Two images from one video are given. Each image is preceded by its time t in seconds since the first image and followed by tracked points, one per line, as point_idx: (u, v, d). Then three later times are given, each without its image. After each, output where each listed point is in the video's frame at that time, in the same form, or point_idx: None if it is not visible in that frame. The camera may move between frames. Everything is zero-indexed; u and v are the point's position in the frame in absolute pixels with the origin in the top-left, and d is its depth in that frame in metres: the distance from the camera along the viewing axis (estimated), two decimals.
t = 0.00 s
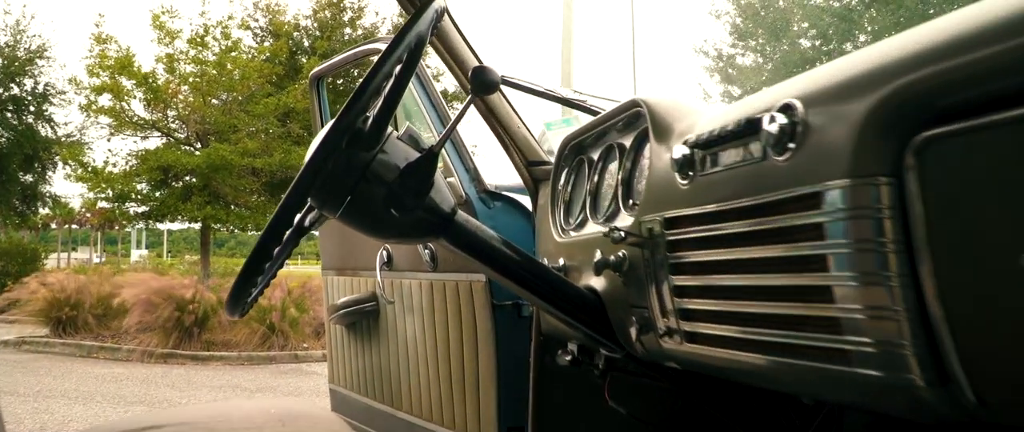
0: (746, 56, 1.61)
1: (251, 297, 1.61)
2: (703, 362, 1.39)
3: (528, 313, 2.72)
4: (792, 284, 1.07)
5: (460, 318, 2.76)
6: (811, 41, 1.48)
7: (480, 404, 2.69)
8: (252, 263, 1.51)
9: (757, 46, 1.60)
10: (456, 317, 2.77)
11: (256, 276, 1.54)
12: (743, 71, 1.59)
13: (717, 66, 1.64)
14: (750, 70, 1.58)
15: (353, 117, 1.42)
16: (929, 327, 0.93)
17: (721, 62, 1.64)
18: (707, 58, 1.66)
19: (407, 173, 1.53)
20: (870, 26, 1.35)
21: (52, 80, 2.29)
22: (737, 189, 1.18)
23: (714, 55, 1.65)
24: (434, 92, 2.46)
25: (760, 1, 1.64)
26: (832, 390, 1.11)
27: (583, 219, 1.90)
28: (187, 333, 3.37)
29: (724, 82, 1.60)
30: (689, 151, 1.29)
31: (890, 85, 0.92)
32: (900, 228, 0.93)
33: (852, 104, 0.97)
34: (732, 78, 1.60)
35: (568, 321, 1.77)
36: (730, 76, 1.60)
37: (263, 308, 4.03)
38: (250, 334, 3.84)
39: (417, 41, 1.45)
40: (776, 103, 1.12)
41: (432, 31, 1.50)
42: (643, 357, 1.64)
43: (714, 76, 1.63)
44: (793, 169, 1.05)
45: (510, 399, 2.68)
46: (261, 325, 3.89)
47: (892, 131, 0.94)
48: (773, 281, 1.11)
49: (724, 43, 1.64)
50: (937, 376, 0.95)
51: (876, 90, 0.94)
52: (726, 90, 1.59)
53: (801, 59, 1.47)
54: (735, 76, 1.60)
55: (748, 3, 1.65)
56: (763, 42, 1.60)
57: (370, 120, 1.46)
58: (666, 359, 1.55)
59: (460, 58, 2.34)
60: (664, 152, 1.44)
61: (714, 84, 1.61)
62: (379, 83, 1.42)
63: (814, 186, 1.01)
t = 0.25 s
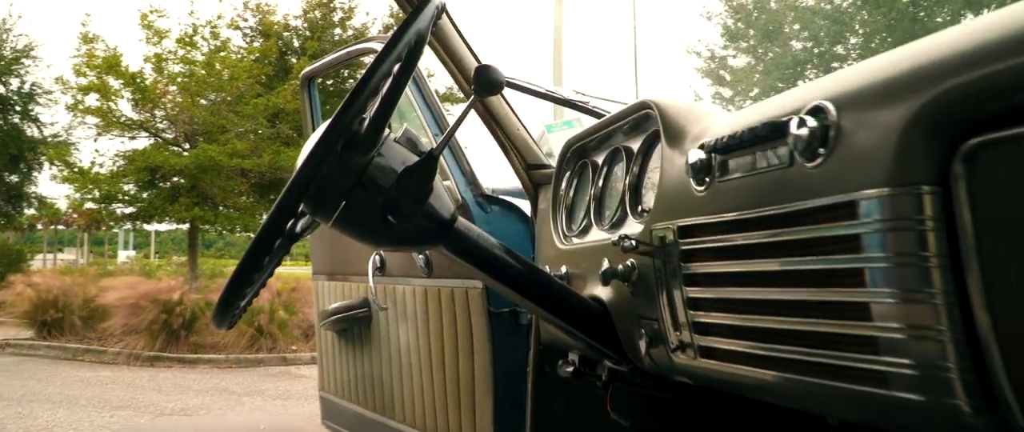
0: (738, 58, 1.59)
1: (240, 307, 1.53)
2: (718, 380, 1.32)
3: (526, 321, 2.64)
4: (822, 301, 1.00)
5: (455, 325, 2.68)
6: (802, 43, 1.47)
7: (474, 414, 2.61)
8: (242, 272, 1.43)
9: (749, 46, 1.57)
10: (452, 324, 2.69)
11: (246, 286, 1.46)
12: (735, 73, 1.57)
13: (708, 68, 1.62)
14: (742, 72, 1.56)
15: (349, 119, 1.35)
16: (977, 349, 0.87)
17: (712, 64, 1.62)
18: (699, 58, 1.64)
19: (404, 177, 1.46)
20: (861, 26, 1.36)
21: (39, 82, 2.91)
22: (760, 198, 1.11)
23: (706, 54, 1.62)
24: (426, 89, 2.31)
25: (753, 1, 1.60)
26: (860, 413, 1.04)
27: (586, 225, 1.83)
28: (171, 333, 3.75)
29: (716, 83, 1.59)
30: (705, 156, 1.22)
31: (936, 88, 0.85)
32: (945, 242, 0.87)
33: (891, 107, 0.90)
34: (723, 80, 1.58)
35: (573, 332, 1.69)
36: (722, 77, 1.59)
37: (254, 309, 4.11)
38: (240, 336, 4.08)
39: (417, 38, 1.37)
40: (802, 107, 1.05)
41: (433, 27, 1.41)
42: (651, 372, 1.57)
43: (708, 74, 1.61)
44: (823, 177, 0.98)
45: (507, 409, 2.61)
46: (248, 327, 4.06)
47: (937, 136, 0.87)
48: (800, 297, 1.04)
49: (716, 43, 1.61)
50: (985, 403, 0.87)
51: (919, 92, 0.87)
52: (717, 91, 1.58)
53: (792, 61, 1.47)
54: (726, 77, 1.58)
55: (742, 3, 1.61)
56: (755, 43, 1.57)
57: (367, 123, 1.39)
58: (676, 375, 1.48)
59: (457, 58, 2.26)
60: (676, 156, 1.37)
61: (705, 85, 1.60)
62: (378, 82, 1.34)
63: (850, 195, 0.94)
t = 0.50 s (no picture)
0: (722, 60, 1.54)
1: (221, 318, 1.45)
2: (722, 394, 1.26)
3: (515, 328, 2.57)
4: (843, 315, 0.95)
5: (441, 332, 2.61)
6: (787, 46, 1.41)
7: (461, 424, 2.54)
8: (224, 280, 1.35)
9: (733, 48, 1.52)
10: (439, 331, 2.62)
11: (228, 295, 1.38)
12: (719, 76, 1.53)
13: (692, 70, 1.57)
14: (727, 74, 1.52)
15: (336, 119, 1.27)
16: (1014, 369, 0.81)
17: (697, 65, 1.57)
18: (684, 59, 1.59)
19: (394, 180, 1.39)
20: (845, 29, 1.32)
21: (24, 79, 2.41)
22: (774, 205, 1.05)
23: (691, 55, 1.58)
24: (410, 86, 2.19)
25: (737, 3, 1.54)
26: None
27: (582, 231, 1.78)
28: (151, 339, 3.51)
29: (699, 85, 1.54)
30: (713, 160, 1.16)
31: (973, 89, 0.79)
32: (980, 254, 0.81)
33: (922, 109, 0.84)
34: (705, 81, 1.54)
35: (568, 342, 1.62)
36: (705, 78, 1.55)
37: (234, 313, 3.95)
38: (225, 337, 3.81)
39: (408, 34, 1.30)
40: (820, 109, 0.99)
41: (425, 23, 1.34)
42: (650, 385, 1.50)
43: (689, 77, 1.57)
44: (845, 183, 0.92)
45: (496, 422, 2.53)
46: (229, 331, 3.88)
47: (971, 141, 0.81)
48: (818, 311, 0.99)
49: (700, 45, 1.56)
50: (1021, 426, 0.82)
51: (954, 92, 0.81)
52: (700, 93, 1.53)
53: (776, 64, 1.43)
54: (709, 79, 1.54)
55: (726, 5, 1.55)
56: (738, 44, 1.52)
57: (355, 124, 1.31)
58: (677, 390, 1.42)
59: (446, 56, 2.18)
60: (682, 160, 1.30)
61: (688, 88, 1.56)
62: (368, 79, 1.27)
63: (876, 203, 0.88)
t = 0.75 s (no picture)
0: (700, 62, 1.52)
1: (194, 328, 1.38)
2: (721, 408, 1.21)
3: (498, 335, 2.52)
4: (854, 329, 0.91)
5: (423, 339, 2.54)
6: (763, 49, 1.39)
7: None
8: (199, 290, 1.28)
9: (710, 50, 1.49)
10: (420, 337, 2.56)
11: (202, 304, 1.31)
12: (696, 78, 1.50)
13: (669, 74, 1.54)
14: (705, 76, 1.49)
15: (319, 121, 1.21)
16: None
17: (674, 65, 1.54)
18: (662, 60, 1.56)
19: (377, 185, 1.33)
20: (820, 32, 1.30)
21: None
22: (780, 213, 1.01)
23: (669, 56, 1.54)
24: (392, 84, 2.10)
25: (715, 4, 1.49)
26: None
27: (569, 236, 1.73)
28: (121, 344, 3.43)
29: (676, 88, 1.52)
30: (712, 166, 1.12)
31: (1000, 93, 0.75)
32: (1003, 267, 0.77)
33: (942, 113, 0.80)
34: (683, 84, 1.51)
35: (557, 352, 1.56)
36: (682, 81, 1.52)
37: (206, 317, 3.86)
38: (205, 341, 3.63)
39: (394, 32, 1.24)
40: (828, 113, 0.95)
41: (410, 19, 1.27)
42: (642, 397, 1.46)
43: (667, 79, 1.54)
44: (858, 191, 0.88)
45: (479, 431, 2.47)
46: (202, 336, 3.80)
47: (994, 149, 0.77)
48: (826, 324, 0.95)
49: (678, 47, 1.52)
50: None
51: (978, 98, 0.77)
52: (676, 96, 1.51)
53: (754, 67, 1.41)
54: (687, 81, 1.51)
55: (704, 7, 1.51)
56: (716, 46, 1.48)
57: (339, 126, 1.25)
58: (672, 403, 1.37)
59: (429, 55, 2.12)
60: (678, 164, 1.25)
61: (665, 91, 1.54)
62: (352, 80, 1.20)
63: (893, 213, 0.84)
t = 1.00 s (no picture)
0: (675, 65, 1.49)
1: (161, 340, 1.31)
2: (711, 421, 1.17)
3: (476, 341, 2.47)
4: (857, 342, 0.87)
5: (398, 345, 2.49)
6: (736, 52, 1.36)
7: None
8: (166, 300, 1.23)
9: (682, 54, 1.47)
10: (396, 343, 2.50)
11: (170, 316, 1.25)
12: (669, 81, 1.48)
13: (641, 76, 1.52)
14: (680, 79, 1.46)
15: (295, 122, 1.15)
16: None
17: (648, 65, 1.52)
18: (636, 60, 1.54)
19: (353, 188, 1.27)
20: (791, 35, 1.27)
21: None
22: (778, 220, 0.97)
23: (644, 57, 1.53)
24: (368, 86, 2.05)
25: (688, 6, 1.45)
26: None
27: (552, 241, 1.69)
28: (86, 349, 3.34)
29: (648, 91, 1.49)
30: (705, 171, 1.08)
31: (1011, 98, 0.72)
32: (1014, 279, 0.74)
33: (948, 118, 0.77)
34: (655, 87, 1.48)
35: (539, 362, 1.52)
36: (654, 84, 1.49)
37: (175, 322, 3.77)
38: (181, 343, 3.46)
39: (373, 30, 1.18)
40: (828, 117, 0.91)
41: (390, 17, 1.22)
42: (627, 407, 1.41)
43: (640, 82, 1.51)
44: (861, 198, 0.85)
45: None
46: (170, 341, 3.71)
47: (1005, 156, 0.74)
48: (827, 336, 0.91)
49: (652, 50, 1.50)
50: None
51: (987, 103, 0.74)
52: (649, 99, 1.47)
53: (727, 69, 1.39)
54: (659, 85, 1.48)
55: (676, 8, 1.47)
56: (689, 49, 1.44)
57: (315, 127, 1.20)
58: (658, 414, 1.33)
59: (407, 56, 2.07)
60: (667, 169, 1.21)
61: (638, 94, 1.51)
62: (328, 79, 1.15)
63: (900, 221, 0.80)
